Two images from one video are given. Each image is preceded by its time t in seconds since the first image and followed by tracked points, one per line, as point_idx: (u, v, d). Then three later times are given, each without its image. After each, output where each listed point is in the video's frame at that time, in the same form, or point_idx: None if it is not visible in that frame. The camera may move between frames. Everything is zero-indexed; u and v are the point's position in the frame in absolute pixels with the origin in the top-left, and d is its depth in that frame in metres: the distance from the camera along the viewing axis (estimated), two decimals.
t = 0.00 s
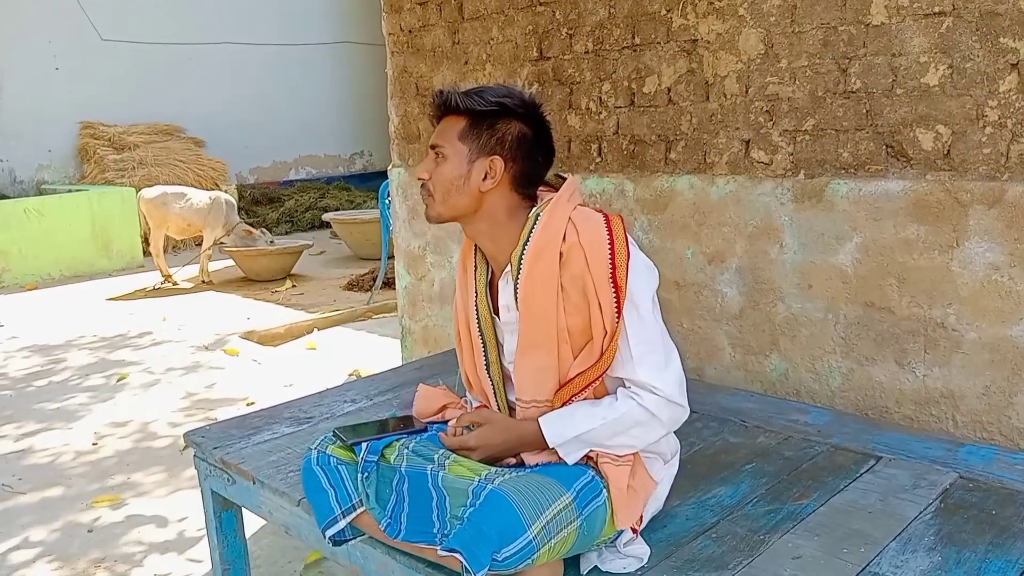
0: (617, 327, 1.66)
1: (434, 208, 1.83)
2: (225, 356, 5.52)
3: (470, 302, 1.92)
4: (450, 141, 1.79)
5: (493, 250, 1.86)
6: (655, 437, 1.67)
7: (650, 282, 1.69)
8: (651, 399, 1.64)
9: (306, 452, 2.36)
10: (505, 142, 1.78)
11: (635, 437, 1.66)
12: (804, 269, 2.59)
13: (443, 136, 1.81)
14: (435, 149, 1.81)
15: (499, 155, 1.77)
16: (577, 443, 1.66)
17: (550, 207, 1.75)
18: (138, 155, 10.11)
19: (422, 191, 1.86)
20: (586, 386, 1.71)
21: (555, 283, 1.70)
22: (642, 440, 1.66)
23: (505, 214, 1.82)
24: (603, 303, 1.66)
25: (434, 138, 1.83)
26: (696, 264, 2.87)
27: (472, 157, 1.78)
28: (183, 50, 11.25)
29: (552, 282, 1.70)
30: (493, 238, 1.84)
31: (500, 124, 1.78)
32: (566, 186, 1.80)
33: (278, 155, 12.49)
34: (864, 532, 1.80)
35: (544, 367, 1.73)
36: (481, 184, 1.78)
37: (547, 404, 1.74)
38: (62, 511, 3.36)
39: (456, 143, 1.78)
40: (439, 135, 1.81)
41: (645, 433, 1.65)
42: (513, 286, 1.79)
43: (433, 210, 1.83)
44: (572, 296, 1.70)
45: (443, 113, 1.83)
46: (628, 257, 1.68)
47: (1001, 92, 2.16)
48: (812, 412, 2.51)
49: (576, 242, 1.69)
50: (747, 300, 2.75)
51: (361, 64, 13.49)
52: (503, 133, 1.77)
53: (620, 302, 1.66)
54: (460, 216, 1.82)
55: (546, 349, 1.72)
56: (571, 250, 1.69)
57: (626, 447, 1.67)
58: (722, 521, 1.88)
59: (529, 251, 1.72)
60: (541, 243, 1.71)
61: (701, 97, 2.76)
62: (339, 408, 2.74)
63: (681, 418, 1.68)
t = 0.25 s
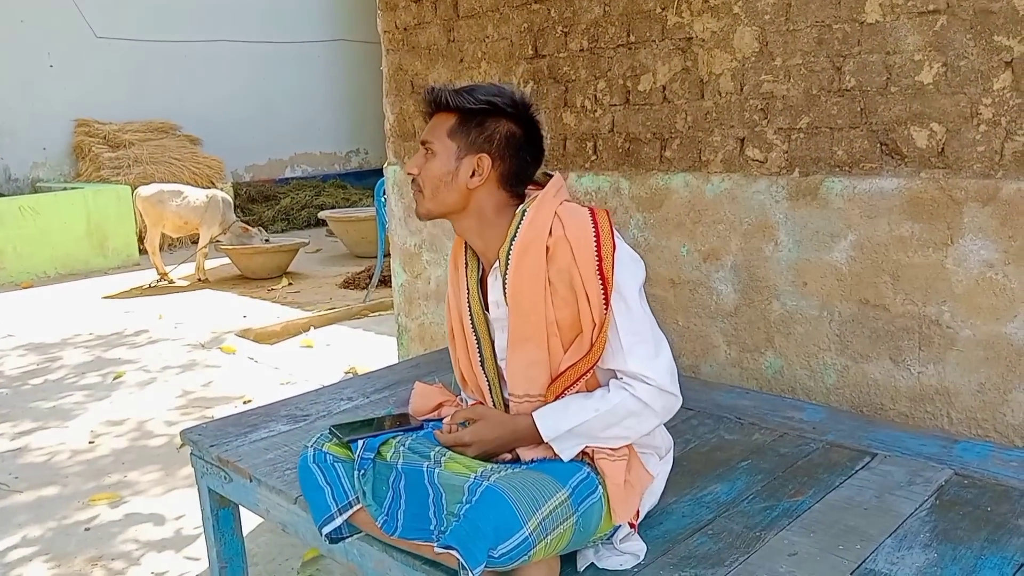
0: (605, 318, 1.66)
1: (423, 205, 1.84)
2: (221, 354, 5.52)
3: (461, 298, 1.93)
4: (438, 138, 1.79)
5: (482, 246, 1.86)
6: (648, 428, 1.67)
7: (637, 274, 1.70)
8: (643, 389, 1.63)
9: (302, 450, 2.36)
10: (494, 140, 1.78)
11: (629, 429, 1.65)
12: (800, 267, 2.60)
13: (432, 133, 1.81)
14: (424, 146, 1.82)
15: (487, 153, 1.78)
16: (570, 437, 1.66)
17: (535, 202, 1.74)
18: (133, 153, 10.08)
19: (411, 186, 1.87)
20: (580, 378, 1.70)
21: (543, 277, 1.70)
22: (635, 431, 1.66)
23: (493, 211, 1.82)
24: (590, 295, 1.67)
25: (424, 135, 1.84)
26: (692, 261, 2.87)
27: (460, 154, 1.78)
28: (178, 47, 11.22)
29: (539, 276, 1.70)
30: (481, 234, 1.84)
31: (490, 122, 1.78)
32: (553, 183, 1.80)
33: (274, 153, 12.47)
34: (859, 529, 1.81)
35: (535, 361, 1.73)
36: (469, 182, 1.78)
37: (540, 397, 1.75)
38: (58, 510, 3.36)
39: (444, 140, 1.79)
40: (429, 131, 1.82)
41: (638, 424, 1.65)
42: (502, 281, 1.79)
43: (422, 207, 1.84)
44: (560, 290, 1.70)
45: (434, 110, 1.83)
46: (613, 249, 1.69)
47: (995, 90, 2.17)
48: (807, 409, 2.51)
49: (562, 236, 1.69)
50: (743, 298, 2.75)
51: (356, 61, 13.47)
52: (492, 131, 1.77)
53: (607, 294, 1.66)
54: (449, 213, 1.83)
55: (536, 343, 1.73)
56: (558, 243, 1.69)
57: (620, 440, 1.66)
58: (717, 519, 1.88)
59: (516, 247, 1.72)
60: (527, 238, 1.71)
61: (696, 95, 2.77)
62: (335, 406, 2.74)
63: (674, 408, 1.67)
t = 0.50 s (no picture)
0: (603, 315, 1.66)
1: (420, 209, 1.84)
2: (222, 355, 5.52)
3: (460, 299, 1.93)
4: (433, 143, 1.79)
5: (479, 249, 1.86)
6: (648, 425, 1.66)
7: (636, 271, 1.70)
8: (643, 386, 1.63)
9: (303, 452, 2.36)
10: (489, 144, 1.78)
11: (630, 426, 1.65)
12: (801, 268, 2.59)
13: (427, 138, 1.81)
14: (420, 152, 1.82)
15: (482, 157, 1.78)
16: (571, 436, 1.65)
17: (533, 202, 1.74)
18: (135, 154, 10.09)
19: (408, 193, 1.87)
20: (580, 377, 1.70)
21: (541, 276, 1.70)
22: (635, 429, 1.65)
23: (489, 214, 1.82)
24: (587, 293, 1.67)
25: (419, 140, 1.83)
26: (692, 263, 2.87)
27: (456, 159, 1.78)
28: (180, 49, 11.23)
29: (537, 275, 1.70)
30: (478, 238, 1.84)
31: (484, 127, 1.78)
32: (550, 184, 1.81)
33: (276, 154, 12.48)
34: (860, 532, 1.80)
35: (534, 361, 1.73)
36: (466, 185, 1.78)
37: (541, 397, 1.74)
38: (59, 511, 3.36)
39: (440, 145, 1.79)
40: (424, 137, 1.81)
41: (638, 421, 1.64)
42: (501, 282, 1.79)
43: (419, 211, 1.84)
44: (558, 289, 1.70)
45: (427, 116, 1.83)
46: (611, 247, 1.69)
47: (997, 92, 2.16)
48: (808, 411, 2.51)
49: (560, 235, 1.69)
50: (744, 300, 2.75)
51: (358, 63, 13.48)
52: (487, 136, 1.77)
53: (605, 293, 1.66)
54: (446, 217, 1.83)
55: (535, 344, 1.72)
56: (556, 242, 1.70)
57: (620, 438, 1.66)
58: (718, 521, 1.88)
59: (515, 246, 1.72)
60: (525, 238, 1.71)
61: (697, 96, 2.77)
62: (336, 407, 2.73)
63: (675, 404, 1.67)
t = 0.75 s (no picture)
0: (603, 316, 1.66)
1: (426, 215, 1.82)
2: (220, 355, 5.51)
3: (459, 298, 1.93)
4: (437, 147, 1.77)
5: (484, 248, 1.86)
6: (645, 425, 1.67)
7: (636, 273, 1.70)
8: (642, 386, 1.64)
9: (301, 452, 2.36)
10: (492, 144, 1.77)
11: (627, 425, 1.65)
12: (799, 268, 2.59)
13: (428, 143, 1.79)
14: (421, 157, 1.80)
15: (488, 157, 1.78)
16: (567, 433, 1.65)
17: (533, 201, 1.75)
18: (132, 154, 10.08)
19: (411, 199, 1.84)
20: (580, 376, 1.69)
21: (540, 277, 1.70)
22: (633, 429, 1.66)
23: (495, 213, 1.82)
24: (586, 294, 1.66)
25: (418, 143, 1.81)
26: (690, 262, 2.87)
27: (461, 161, 1.77)
28: (178, 48, 11.22)
29: (536, 275, 1.70)
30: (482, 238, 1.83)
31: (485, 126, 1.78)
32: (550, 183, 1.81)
33: (274, 154, 12.47)
34: (858, 531, 1.80)
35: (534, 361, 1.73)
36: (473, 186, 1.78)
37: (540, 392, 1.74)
38: (56, 512, 3.35)
39: (443, 148, 1.77)
40: (424, 142, 1.79)
41: (636, 421, 1.65)
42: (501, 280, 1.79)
43: (425, 217, 1.82)
44: (558, 290, 1.70)
45: (424, 119, 1.80)
46: (611, 248, 1.68)
47: (995, 91, 2.16)
48: (806, 410, 2.51)
49: (560, 236, 1.69)
50: (742, 299, 2.75)
51: (356, 63, 13.47)
52: (490, 135, 1.76)
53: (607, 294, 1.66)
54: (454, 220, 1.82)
55: (536, 343, 1.72)
56: (556, 243, 1.69)
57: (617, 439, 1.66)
58: (716, 520, 1.88)
59: (514, 246, 1.72)
60: (525, 239, 1.71)
61: (695, 96, 2.77)
62: (334, 407, 2.73)
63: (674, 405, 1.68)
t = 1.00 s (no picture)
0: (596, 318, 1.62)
1: (453, 230, 1.76)
2: (217, 358, 5.51)
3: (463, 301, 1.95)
4: (464, 160, 1.71)
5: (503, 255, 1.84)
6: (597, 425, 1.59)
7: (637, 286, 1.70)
8: (606, 381, 1.57)
9: (298, 455, 2.35)
10: (511, 148, 1.76)
11: (571, 405, 1.56)
12: (796, 269, 2.59)
13: (449, 155, 1.72)
14: (442, 170, 1.73)
15: (511, 162, 1.76)
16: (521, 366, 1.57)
17: (544, 204, 1.73)
18: (129, 156, 10.06)
19: (432, 215, 1.77)
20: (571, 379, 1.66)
21: (547, 281, 1.68)
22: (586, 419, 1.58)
23: (514, 218, 1.81)
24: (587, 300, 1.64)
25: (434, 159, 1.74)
26: (688, 264, 2.87)
27: (486, 170, 1.74)
28: (174, 50, 11.21)
29: (543, 279, 1.68)
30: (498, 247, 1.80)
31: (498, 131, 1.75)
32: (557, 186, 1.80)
33: (270, 156, 12.46)
34: (856, 533, 1.80)
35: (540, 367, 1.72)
36: (500, 193, 1.76)
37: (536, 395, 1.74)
38: (53, 515, 3.34)
39: (468, 159, 1.72)
40: (444, 155, 1.72)
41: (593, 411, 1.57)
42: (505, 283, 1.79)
43: (453, 232, 1.76)
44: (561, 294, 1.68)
45: (438, 131, 1.73)
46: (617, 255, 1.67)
47: (990, 93, 2.17)
48: (804, 412, 2.51)
49: (568, 236, 1.68)
50: (739, 301, 2.75)
51: (352, 65, 13.47)
52: (508, 140, 1.75)
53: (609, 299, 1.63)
54: (481, 230, 1.78)
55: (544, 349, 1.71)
56: (563, 246, 1.68)
57: (565, 415, 1.57)
58: (714, 522, 1.88)
59: (522, 249, 1.70)
60: (534, 242, 1.70)
61: (692, 98, 2.77)
62: (331, 410, 2.73)
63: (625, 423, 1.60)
